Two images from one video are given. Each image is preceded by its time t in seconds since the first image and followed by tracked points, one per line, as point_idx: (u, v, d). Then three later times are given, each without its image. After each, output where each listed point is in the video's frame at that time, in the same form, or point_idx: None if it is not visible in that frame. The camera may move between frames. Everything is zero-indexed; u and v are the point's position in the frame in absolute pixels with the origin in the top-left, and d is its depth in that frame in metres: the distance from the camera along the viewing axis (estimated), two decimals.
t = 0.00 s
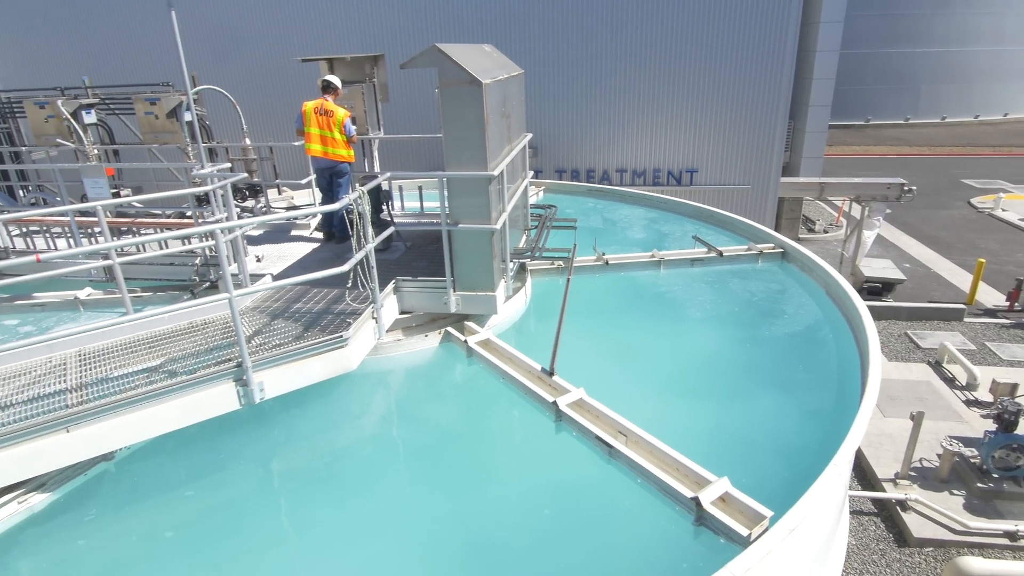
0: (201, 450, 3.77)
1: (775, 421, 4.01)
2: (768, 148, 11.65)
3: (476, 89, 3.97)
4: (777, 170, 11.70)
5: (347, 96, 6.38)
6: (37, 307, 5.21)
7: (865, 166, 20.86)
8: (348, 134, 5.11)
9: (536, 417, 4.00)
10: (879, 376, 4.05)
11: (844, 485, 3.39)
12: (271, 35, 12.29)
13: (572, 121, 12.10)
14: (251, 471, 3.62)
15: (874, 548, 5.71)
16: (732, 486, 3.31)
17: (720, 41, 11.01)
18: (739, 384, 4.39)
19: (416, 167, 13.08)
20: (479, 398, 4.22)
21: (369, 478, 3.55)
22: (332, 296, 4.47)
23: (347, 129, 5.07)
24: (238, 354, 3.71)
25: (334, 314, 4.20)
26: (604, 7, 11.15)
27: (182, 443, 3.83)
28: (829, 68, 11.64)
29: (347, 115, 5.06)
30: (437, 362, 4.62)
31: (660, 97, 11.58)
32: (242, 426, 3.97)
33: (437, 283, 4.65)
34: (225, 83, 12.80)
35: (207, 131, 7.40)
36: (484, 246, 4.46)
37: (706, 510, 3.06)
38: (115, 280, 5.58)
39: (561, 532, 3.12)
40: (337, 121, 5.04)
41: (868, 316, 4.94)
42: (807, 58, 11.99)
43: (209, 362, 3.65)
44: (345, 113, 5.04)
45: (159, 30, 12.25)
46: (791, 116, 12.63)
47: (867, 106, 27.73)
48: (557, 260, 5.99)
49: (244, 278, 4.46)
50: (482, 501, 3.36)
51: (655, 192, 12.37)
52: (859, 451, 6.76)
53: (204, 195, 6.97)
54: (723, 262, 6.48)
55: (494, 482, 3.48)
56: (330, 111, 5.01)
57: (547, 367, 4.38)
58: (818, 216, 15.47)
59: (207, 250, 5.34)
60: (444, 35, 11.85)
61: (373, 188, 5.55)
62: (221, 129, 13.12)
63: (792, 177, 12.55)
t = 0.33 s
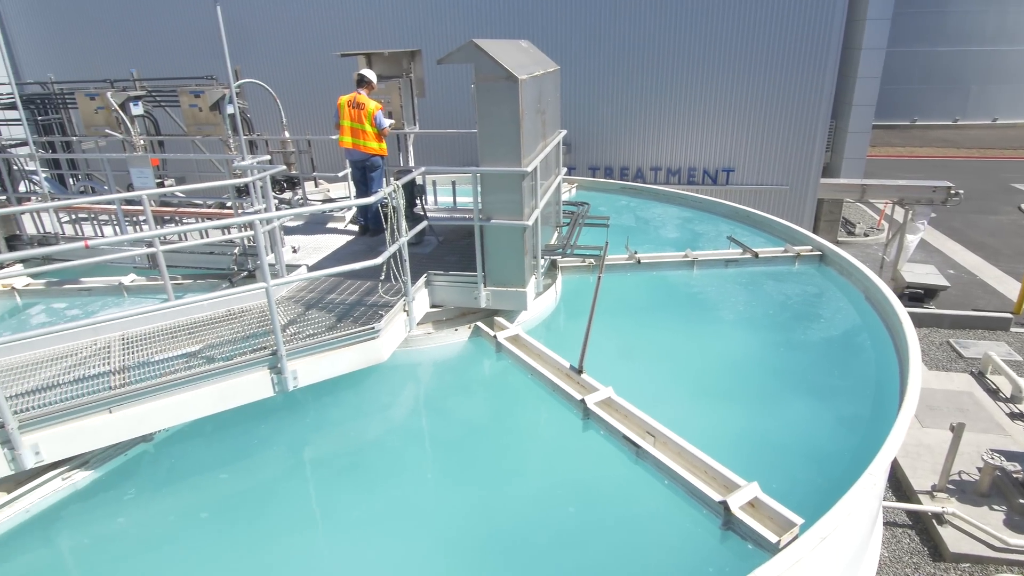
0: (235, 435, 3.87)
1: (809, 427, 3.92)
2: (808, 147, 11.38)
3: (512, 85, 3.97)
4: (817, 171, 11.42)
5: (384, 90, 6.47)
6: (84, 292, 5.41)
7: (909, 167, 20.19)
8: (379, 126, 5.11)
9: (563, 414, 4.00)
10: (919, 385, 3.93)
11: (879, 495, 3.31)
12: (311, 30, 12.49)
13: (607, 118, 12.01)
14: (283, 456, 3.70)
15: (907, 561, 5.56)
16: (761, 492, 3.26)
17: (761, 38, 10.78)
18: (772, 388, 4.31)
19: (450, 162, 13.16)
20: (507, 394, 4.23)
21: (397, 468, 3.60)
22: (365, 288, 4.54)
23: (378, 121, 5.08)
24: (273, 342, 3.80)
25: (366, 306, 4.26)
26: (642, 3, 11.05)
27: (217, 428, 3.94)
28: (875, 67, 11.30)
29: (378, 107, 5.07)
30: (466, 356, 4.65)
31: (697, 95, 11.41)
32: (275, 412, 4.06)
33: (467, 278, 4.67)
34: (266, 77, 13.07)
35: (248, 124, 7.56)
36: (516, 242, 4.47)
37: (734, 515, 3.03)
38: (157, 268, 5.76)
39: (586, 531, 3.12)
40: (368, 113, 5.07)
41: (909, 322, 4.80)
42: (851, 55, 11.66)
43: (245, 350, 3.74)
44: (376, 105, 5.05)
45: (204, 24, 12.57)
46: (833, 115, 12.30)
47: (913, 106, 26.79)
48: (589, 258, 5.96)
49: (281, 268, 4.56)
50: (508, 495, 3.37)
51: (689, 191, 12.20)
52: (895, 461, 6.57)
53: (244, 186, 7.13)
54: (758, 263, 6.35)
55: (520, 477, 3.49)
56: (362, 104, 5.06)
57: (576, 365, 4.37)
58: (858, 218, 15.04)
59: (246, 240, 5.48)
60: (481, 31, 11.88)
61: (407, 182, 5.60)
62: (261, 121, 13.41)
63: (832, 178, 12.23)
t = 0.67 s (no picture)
0: (261, 422, 3.94)
1: (834, 429, 3.85)
2: (841, 145, 11.13)
3: (539, 79, 3.96)
4: (849, 169, 11.17)
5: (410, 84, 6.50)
6: (118, 279, 5.56)
7: (946, 167, 19.60)
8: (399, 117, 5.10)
9: (584, 410, 4.00)
10: (951, 391, 3.84)
11: (906, 501, 3.24)
12: (340, 24, 12.60)
13: (634, 113, 11.90)
14: (307, 444, 3.76)
15: (933, 569, 5.44)
16: (784, 494, 3.22)
17: (793, 32, 10.58)
18: (797, 389, 4.25)
19: (474, 156, 13.17)
20: (529, 388, 4.24)
21: (418, 460, 3.64)
22: (389, 281, 4.57)
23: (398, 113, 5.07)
24: (299, 332, 3.85)
25: (390, 298, 4.29)
26: None
27: (243, 415, 4.02)
28: (911, 62, 11.00)
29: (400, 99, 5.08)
30: (488, 350, 4.67)
31: (726, 90, 11.25)
32: (300, 401, 4.13)
33: (491, 272, 4.68)
34: (296, 70, 13.22)
35: (277, 116, 7.67)
36: (540, 237, 4.47)
37: (756, 516, 3.01)
38: (188, 257, 5.89)
39: (605, 527, 3.11)
40: (390, 105, 5.11)
41: (942, 326, 4.68)
42: (887, 51, 11.36)
43: (272, 339, 3.80)
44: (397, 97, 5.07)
45: (236, 18, 12.76)
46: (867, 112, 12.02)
47: (952, 104, 25.97)
48: (613, 254, 5.92)
49: (308, 259, 4.62)
50: (528, 488, 3.39)
51: (716, 188, 12.03)
52: (923, 467, 6.43)
53: (273, 178, 7.24)
54: (786, 263, 6.24)
55: (539, 471, 3.50)
56: (386, 95, 5.11)
57: (598, 361, 4.36)
58: (890, 218, 14.68)
59: (274, 231, 5.57)
60: (508, 25, 11.85)
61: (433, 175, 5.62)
62: (290, 114, 13.57)
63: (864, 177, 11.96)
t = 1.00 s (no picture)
0: (281, 412, 4.00)
1: (856, 431, 3.80)
2: (868, 142, 10.90)
3: (561, 74, 3.95)
4: (876, 166, 10.95)
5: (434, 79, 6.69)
6: (144, 269, 5.67)
7: (978, 166, 19.08)
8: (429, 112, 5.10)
9: (602, 406, 3.99)
10: (977, 394, 3.76)
11: (929, 505, 3.19)
12: (364, 18, 12.66)
13: (656, 108, 11.78)
14: (326, 435, 3.81)
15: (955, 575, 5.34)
16: (804, 495, 3.19)
17: (821, 27, 10.40)
18: (818, 390, 4.19)
19: (495, 151, 13.17)
20: (546, 383, 4.24)
21: (434, 452, 3.66)
22: (409, 274, 4.60)
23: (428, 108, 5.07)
24: (319, 324, 3.89)
25: (410, 291, 4.32)
26: None
27: (265, 404, 4.08)
28: (943, 57, 10.73)
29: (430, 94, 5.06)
30: (506, 344, 4.68)
31: (750, 85, 11.09)
32: (319, 392, 4.18)
33: (510, 266, 4.68)
34: (319, 64, 13.32)
35: (301, 110, 7.73)
36: (559, 232, 4.46)
37: (774, 516, 2.98)
38: (212, 248, 5.98)
39: (622, 524, 3.10)
40: (419, 100, 5.13)
41: (969, 327, 4.58)
42: (918, 46, 11.10)
43: (293, 330, 3.85)
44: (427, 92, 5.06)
45: (261, 13, 12.89)
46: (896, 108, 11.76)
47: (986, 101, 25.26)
48: (632, 250, 5.88)
49: (329, 252, 4.66)
50: (544, 483, 3.40)
51: (739, 185, 11.88)
52: (946, 472, 6.31)
53: (296, 170, 7.31)
54: (809, 261, 6.14)
55: (556, 466, 3.50)
56: (415, 91, 5.12)
57: (616, 358, 4.34)
58: (918, 217, 14.37)
59: (296, 223, 5.64)
60: (530, 20, 11.81)
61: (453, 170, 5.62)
62: (313, 108, 13.69)
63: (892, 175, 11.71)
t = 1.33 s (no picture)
0: (296, 404, 4.04)
1: (873, 432, 3.76)
2: (890, 138, 10.73)
3: (577, 68, 3.94)
4: (898, 163, 10.77)
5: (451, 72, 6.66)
6: (163, 261, 5.75)
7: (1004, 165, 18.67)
8: (451, 109, 5.09)
9: (615, 403, 3.99)
10: (998, 395, 3.70)
11: (946, 507, 3.15)
12: (382, 14, 12.69)
13: (674, 103, 11.67)
14: (341, 428, 3.85)
15: None
16: (819, 495, 3.16)
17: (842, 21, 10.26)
18: (835, 389, 4.14)
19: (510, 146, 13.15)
20: (559, 379, 4.25)
21: (447, 446, 3.68)
22: (424, 269, 4.62)
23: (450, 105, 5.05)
24: (335, 317, 3.93)
25: (425, 286, 4.34)
26: None
27: (280, 396, 4.13)
28: (968, 53, 10.54)
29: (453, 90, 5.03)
30: (520, 340, 4.69)
31: (769, 80, 10.96)
32: (334, 385, 4.21)
33: (524, 262, 4.68)
34: (337, 59, 13.39)
35: (319, 105, 7.78)
36: (574, 228, 4.45)
37: (788, 516, 2.96)
38: (230, 241, 6.05)
39: (633, 520, 3.11)
40: (441, 96, 5.16)
41: (991, 328, 4.51)
42: (942, 41, 10.90)
43: (309, 323, 3.89)
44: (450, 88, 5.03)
45: (280, 7, 12.98)
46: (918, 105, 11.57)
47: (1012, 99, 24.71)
48: (647, 247, 5.85)
49: (345, 246, 4.69)
50: (556, 478, 3.40)
51: (757, 182, 11.75)
52: (965, 474, 6.22)
53: (313, 165, 7.36)
54: (827, 259, 6.06)
55: (568, 463, 3.50)
56: (439, 86, 5.16)
57: (630, 355, 4.34)
58: (939, 216, 14.13)
59: (312, 217, 5.69)
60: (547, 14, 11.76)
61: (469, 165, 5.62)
62: (330, 103, 13.77)
63: (913, 172, 11.52)
